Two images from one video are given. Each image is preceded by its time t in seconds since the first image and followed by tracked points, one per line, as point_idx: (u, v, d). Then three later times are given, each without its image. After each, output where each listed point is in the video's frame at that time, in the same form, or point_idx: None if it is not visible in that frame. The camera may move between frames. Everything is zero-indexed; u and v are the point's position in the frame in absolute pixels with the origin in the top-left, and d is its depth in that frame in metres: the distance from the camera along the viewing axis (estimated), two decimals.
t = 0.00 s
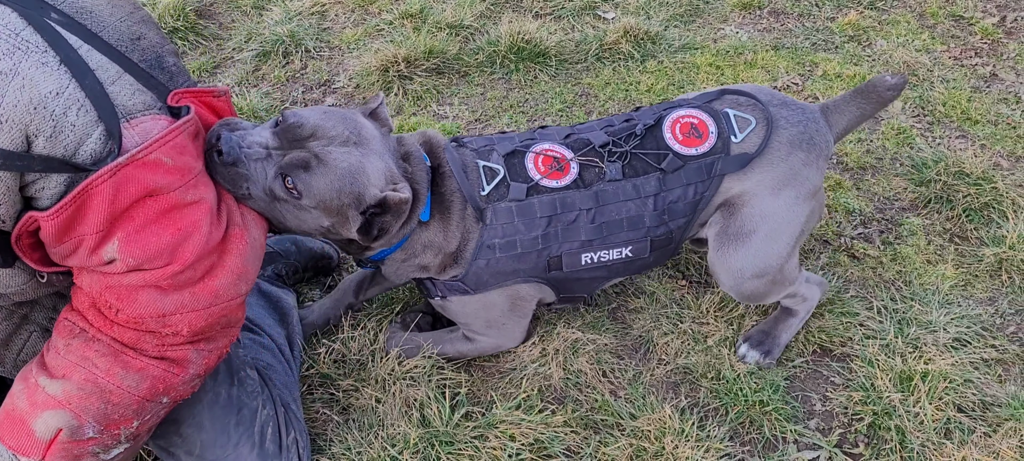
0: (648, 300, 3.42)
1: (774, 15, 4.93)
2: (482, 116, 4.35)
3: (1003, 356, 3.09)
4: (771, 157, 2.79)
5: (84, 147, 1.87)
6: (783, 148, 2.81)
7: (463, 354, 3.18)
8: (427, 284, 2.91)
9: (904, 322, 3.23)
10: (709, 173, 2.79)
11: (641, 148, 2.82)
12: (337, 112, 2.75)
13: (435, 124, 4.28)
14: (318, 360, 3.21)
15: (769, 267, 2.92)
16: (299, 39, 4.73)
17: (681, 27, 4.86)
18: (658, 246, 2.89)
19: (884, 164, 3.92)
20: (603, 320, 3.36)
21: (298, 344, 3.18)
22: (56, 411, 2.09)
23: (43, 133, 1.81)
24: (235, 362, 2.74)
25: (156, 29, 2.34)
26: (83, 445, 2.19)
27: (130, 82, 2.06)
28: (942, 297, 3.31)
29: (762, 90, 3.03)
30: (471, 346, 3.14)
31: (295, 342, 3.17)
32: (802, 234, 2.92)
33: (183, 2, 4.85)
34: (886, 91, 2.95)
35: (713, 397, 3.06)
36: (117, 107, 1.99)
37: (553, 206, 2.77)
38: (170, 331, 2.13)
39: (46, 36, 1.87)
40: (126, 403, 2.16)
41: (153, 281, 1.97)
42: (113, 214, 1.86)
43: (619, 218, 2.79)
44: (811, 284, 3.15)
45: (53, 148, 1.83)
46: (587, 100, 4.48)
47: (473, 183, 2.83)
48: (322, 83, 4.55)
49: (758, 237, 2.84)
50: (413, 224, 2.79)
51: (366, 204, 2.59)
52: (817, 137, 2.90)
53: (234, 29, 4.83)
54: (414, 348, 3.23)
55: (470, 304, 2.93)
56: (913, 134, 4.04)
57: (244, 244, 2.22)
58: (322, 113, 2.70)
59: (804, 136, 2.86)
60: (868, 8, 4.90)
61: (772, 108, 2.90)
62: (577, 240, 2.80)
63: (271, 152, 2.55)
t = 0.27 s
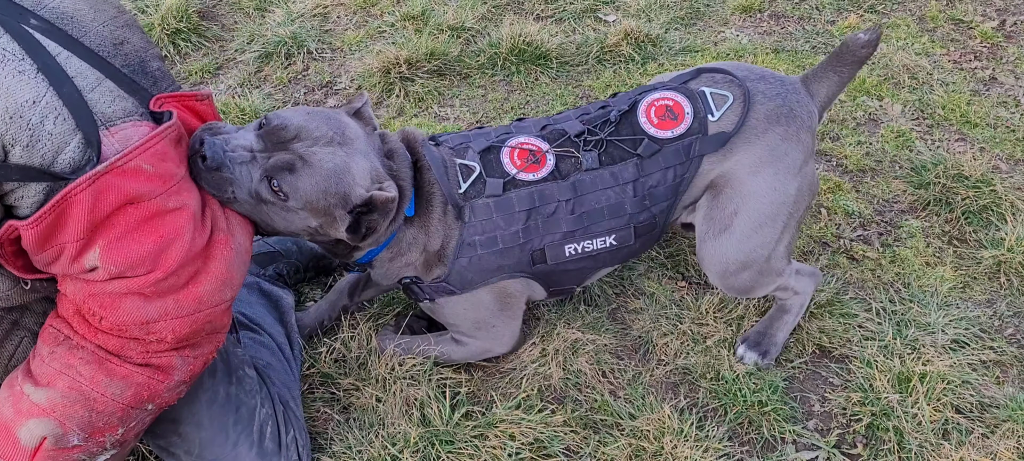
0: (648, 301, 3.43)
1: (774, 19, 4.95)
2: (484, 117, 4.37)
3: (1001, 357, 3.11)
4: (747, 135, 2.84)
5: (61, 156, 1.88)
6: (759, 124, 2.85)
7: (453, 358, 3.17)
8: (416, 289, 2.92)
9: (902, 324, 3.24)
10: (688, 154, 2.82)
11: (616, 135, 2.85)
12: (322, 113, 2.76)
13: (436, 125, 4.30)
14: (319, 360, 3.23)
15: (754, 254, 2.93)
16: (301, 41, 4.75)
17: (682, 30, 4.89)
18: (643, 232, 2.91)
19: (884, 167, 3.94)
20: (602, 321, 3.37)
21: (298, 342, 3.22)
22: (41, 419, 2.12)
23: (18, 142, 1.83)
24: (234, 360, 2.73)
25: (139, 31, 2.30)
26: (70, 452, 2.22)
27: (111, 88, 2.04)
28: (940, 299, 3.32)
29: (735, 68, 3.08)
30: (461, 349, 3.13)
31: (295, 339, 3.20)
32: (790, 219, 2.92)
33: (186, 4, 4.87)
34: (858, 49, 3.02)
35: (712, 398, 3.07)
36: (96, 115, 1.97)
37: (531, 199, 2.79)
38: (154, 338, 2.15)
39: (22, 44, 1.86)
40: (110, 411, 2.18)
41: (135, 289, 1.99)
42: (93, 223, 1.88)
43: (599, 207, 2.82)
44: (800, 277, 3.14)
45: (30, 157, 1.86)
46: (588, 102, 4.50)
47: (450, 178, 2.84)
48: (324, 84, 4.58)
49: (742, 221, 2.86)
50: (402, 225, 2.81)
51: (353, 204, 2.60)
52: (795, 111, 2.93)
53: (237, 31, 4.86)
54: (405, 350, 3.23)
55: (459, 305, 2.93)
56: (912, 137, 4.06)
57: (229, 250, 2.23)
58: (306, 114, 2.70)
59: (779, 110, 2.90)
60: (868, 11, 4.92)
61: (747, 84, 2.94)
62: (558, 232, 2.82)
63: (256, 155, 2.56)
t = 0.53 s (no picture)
0: (648, 302, 3.44)
1: (775, 20, 4.96)
2: (485, 119, 4.38)
3: (1000, 359, 3.11)
4: (734, 124, 2.82)
5: (50, 161, 1.88)
6: (745, 113, 2.83)
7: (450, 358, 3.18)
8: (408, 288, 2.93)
9: (901, 325, 3.25)
10: (675, 144, 2.81)
11: (602, 128, 2.84)
12: (313, 113, 2.78)
13: (437, 126, 4.31)
14: (320, 359, 3.23)
15: (745, 247, 2.92)
16: (302, 42, 4.76)
17: (683, 32, 4.90)
18: (634, 225, 2.89)
19: (883, 168, 3.95)
20: (602, 322, 3.38)
21: (299, 342, 3.23)
22: (35, 423, 2.15)
23: (7, 148, 1.82)
24: (235, 360, 2.74)
25: (127, 35, 2.35)
26: (65, 455, 2.24)
27: (100, 91, 2.06)
28: (939, 300, 3.33)
29: (722, 56, 3.05)
30: (454, 348, 3.15)
31: (295, 339, 3.21)
32: (781, 210, 2.90)
33: (188, 5, 4.89)
34: (846, 31, 2.99)
35: (711, 398, 3.08)
36: (86, 119, 2.00)
37: (519, 194, 2.78)
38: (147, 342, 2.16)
39: (11, 49, 1.89)
40: (103, 414, 2.20)
41: (127, 292, 2.00)
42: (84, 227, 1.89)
43: (588, 201, 2.80)
44: (794, 275, 3.17)
45: (19, 162, 1.85)
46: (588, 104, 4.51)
47: (438, 175, 2.85)
48: (325, 85, 4.59)
49: (731, 213, 2.85)
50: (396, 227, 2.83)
51: (344, 204, 2.61)
52: (782, 98, 2.90)
53: (239, 32, 4.87)
54: (400, 350, 3.24)
55: (453, 304, 2.94)
56: (912, 138, 4.07)
57: (221, 252, 2.25)
58: (297, 114, 2.72)
59: (766, 98, 2.88)
60: (868, 13, 4.93)
61: (734, 72, 2.92)
62: (548, 227, 2.81)
63: (247, 156, 2.57)
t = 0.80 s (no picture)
0: (649, 304, 3.46)
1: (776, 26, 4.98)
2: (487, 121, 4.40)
3: (1000, 363, 3.12)
4: (709, 102, 2.79)
5: (34, 171, 1.92)
6: (719, 90, 2.80)
7: (445, 358, 3.20)
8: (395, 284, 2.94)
9: (901, 329, 3.26)
10: (652, 124, 2.78)
11: (578, 113, 2.85)
12: (298, 116, 2.80)
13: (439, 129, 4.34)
14: (322, 359, 3.25)
15: (724, 232, 2.88)
16: (306, 44, 4.79)
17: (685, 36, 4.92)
18: (618, 209, 2.86)
19: (884, 173, 3.97)
20: (603, 324, 3.39)
21: (302, 342, 3.25)
22: (25, 430, 2.16)
23: None
24: (234, 359, 2.76)
25: (116, 42, 2.37)
26: None
27: (84, 99, 2.08)
28: (939, 304, 3.34)
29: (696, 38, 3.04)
30: (444, 347, 3.17)
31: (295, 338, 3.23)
32: (760, 194, 2.85)
33: (193, 7, 4.92)
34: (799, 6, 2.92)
35: (712, 400, 3.09)
36: (69, 128, 2.01)
37: (499, 184, 2.78)
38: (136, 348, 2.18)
39: None
40: (94, 421, 2.22)
41: (115, 299, 2.03)
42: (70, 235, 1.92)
43: (568, 187, 2.79)
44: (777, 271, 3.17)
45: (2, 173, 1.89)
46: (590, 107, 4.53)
47: (419, 168, 2.87)
48: (328, 87, 4.61)
49: (710, 195, 2.81)
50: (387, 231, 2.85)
51: (331, 207, 2.64)
52: (757, 75, 2.87)
53: (243, 34, 4.90)
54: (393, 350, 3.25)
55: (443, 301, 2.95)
56: (913, 143, 4.08)
57: (207, 259, 2.28)
58: (282, 118, 2.75)
59: (741, 75, 2.84)
60: (870, 19, 4.95)
61: (708, 52, 2.90)
62: (529, 216, 2.80)
63: (235, 162, 2.59)
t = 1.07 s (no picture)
0: (650, 306, 3.46)
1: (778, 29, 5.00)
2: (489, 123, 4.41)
3: (1001, 365, 3.13)
4: (699, 95, 2.80)
5: (31, 174, 1.93)
6: (709, 83, 2.82)
7: (446, 358, 3.22)
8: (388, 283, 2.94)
9: (903, 331, 3.26)
10: (643, 116, 2.79)
11: (569, 107, 2.85)
12: (292, 117, 2.81)
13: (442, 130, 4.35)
14: (324, 359, 3.26)
15: (711, 227, 2.86)
16: (309, 46, 4.81)
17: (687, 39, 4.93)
18: (611, 204, 2.85)
19: (886, 175, 3.97)
20: (604, 325, 3.40)
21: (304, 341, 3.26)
22: (21, 432, 2.18)
23: None
24: (235, 359, 2.76)
25: (117, 45, 2.38)
26: None
27: (83, 102, 2.10)
28: (940, 307, 3.34)
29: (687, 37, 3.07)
30: (443, 346, 3.18)
31: (298, 338, 3.24)
32: (749, 191, 2.84)
33: (197, 8, 4.94)
34: (803, 15, 2.85)
35: (713, 402, 3.09)
36: (66, 131, 2.03)
37: (491, 179, 2.78)
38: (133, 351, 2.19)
39: None
40: (89, 423, 2.23)
41: (111, 302, 2.04)
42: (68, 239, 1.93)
43: (560, 181, 2.78)
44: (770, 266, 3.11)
45: None
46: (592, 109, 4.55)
47: (411, 164, 2.88)
48: (331, 89, 4.62)
49: (697, 189, 2.79)
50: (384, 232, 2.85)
51: (327, 210, 2.65)
52: (746, 71, 2.88)
53: (246, 36, 4.92)
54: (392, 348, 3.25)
55: (437, 298, 2.95)
56: (914, 146, 4.09)
57: (205, 262, 2.29)
58: (279, 120, 2.75)
59: (733, 70, 2.86)
60: (872, 22, 4.96)
61: (699, 49, 2.92)
62: (522, 211, 2.79)
63: (231, 164, 2.58)
